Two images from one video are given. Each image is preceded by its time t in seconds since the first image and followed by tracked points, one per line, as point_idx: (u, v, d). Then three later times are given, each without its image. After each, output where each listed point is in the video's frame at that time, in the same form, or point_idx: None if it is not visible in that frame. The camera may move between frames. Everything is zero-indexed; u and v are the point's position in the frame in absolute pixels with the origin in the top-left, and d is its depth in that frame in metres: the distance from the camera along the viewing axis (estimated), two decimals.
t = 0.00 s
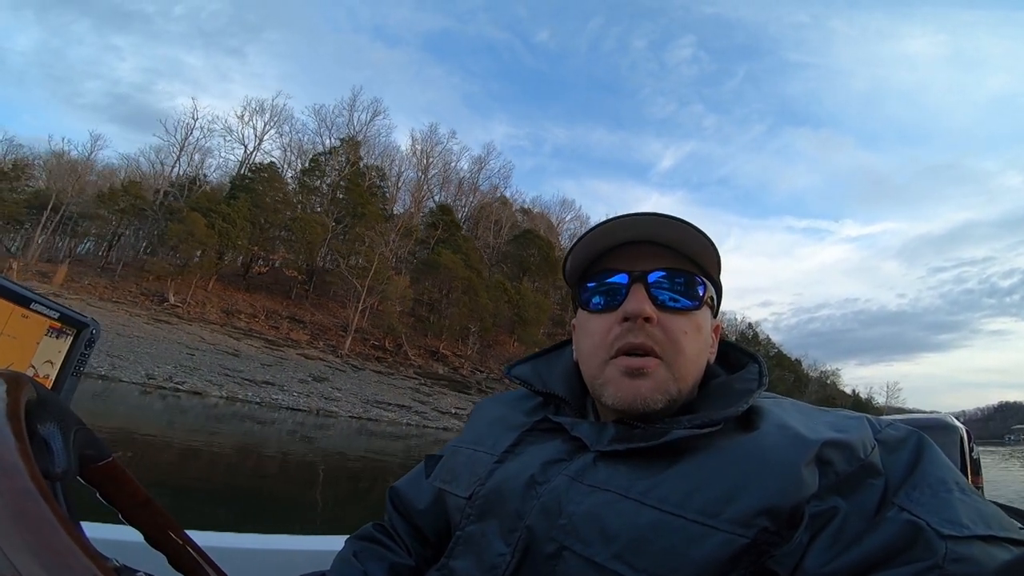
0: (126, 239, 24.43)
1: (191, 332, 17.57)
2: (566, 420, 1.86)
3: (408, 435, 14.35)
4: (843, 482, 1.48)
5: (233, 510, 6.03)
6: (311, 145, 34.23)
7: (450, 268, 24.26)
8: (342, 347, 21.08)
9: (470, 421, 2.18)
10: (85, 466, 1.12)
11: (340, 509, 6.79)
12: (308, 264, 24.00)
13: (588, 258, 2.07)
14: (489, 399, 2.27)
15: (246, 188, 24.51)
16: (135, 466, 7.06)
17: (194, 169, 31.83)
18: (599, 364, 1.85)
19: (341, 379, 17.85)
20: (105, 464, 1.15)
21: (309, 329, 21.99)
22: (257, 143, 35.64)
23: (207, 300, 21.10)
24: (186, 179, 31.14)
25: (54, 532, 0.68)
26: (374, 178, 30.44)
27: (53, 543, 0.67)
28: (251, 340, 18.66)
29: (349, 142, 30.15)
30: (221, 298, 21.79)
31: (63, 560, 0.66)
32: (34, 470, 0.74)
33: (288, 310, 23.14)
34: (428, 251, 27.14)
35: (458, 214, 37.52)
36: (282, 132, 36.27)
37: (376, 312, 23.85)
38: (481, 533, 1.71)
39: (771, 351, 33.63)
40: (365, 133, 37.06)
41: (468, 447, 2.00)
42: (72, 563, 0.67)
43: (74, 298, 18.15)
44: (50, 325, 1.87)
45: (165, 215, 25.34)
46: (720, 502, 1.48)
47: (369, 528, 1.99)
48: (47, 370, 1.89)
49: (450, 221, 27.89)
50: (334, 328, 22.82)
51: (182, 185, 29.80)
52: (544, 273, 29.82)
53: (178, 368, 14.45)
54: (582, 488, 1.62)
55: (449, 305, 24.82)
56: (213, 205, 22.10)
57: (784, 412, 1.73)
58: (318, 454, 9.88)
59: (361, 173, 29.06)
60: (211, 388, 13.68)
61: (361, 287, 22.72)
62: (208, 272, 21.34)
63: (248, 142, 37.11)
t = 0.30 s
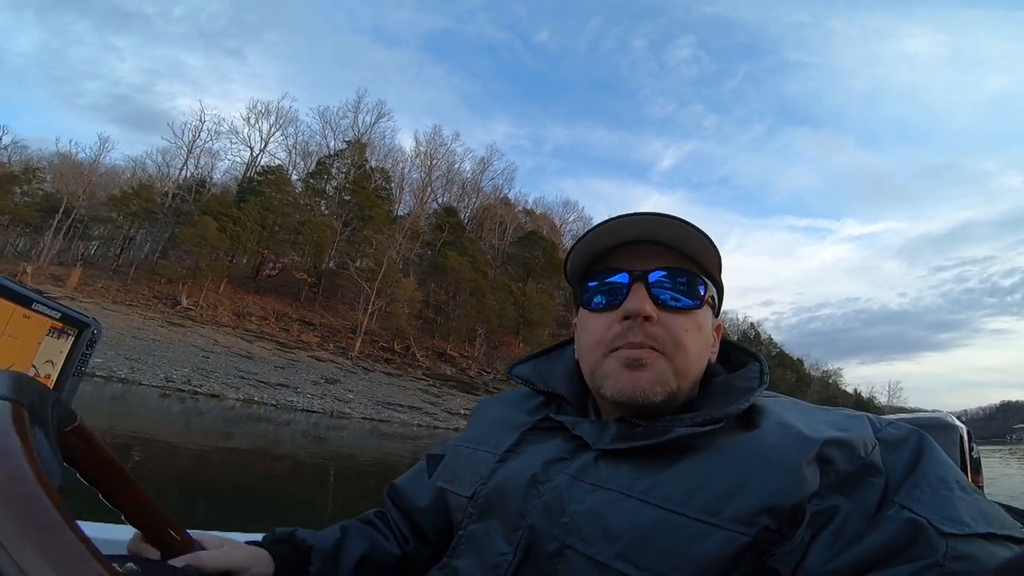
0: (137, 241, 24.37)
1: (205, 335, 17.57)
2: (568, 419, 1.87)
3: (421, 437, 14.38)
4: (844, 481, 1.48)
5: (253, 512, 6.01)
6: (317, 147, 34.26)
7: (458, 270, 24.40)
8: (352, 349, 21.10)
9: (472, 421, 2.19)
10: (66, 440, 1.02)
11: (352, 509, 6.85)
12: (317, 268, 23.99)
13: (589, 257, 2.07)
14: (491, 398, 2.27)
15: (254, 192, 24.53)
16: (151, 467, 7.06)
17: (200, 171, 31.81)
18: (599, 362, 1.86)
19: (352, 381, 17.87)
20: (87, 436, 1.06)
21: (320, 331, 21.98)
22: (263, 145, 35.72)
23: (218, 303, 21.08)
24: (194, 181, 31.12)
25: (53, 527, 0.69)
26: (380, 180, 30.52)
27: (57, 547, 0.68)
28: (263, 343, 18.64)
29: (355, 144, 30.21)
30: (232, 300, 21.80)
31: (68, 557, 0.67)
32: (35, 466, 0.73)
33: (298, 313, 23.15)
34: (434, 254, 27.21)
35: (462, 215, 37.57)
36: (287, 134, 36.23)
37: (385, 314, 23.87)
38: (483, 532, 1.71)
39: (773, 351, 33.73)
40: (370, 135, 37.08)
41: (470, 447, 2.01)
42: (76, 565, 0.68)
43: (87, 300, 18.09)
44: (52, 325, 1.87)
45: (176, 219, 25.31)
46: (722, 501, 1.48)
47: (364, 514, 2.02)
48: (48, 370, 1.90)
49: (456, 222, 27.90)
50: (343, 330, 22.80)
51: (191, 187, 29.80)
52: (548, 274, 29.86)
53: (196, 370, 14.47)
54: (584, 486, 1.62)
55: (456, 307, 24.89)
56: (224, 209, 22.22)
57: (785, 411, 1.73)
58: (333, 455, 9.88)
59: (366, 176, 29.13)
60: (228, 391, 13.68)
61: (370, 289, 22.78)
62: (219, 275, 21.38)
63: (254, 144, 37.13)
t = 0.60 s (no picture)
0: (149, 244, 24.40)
1: (219, 337, 17.61)
2: (567, 418, 1.86)
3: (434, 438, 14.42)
4: (844, 481, 1.48)
5: (273, 514, 6.00)
6: (323, 149, 34.30)
7: (465, 273, 24.53)
8: (362, 350, 21.15)
9: (472, 418, 2.19)
10: (56, 430, 1.05)
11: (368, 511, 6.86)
12: (327, 270, 24.04)
13: (584, 256, 2.08)
14: (490, 398, 2.27)
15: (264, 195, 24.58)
16: (166, 468, 7.07)
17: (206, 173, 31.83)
18: (594, 357, 1.86)
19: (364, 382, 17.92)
20: (75, 430, 1.09)
21: (330, 333, 22.01)
22: (270, 147, 35.83)
23: (230, 305, 21.10)
24: (201, 183, 31.11)
25: (45, 521, 0.69)
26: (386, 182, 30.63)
27: (53, 547, 0.68)
28: (276, 345, 18.66)
29: (362, 146, 30.24)
30: (243, 303, 21.83)
31: (60, 555, 0.68)
32: (31, 462, 0.73)
33: (309, 315, 23.18)
34: (441, 255, 27.31)
35: (467, 216, 37.62)
36: (294, 136, 36.25)
37: (394, 316, 23.92)
38: (483, 532, 1.71)
39: (775, 351, 33.77)
40: (376, 137, 37.11)
41: (470, 446, 2.01)
42: (72, 565, 0.68)
43: (102, 302, 18.09)
44: (51, 324, 1.87)
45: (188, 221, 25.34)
46: (722, 500, 1.48)
47: (364, 511, 2.02)
48: (47, 368, 1.92)
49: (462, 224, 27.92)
50: (352, 332, 22.84)
51: (199, 190, 29.80)
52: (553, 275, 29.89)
53: (213, 372, 14.51)
54: (583, 485, 1.62)
55: (463, 309, 24.98)
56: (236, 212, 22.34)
57: (785, 411, 1.73)
58: (348, 456, 9.90)
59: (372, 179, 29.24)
60: (245, 393, 13.71)
61: (379, 291, 22.85)
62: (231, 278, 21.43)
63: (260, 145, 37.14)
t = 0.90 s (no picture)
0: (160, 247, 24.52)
1: (233, 340, 17.68)
2: (568, 417, 1.86)
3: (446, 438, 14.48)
4: (846, 480, 1.47)
5: (300, 516, 6.09)
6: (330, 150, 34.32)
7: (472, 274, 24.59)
8: (372, 352, 21.23)
9: (472, 419, 2.19)
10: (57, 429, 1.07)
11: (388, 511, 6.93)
12: (336, 273, 24.10)
13: (583, 255, 2.08)
14: (491, 398, 2.27)
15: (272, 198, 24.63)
16: (183, 468, 7.11)
17: (214, 174, 31.84)
18: (593, 358, 1.86)
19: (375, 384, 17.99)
20: (75, 429, 1.10)
21: (340, 335, 22.09)
22: (276, 149, 35.90)
23: (242, 308, 21.16)
24: (208, 185, 31.12)
25: (41, 517, 0.69)
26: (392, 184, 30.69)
27: (55, 545, 0.68)
28: (288, 347, 18.72)
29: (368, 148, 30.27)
30: (255, 305, 21.88)
31: (60, 550, 0.68)
32: (31, 458, 0.74)
33: (318, 317, 23.27)
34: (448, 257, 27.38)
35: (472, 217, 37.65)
36: (300, 138, 36.26)
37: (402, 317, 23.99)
38: (483, 531, 1.71)
39: (778, 350, 33.76)
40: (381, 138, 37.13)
41: (470, 445, 2.01)
42: (71, 563, 0.68)
43: (117, 305, 18.15)
44: (52, 323, 1.87)
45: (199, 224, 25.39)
46: (724, 500, 1.48)
47: (365, 511, 2.02)
48: (48, 368, 1.92)
49: (468, 226, 27.91)
50: (362, 334, 22.92)
51: (206, 191, 29.81)
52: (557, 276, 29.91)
53: (229, 374, 14.56)
54: (584, 486, 1.62)
55: (470, 311, 25.04)
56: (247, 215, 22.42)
57: (787, 410, 1.73)
58: (363, 457, 9.95)
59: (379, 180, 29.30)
60: (260, 395, 13.76)
61: (388, 292, 22.94)
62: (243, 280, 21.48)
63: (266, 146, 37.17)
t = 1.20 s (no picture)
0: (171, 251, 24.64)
1: (246, 343, 17.77)
2: (569, 419, 1.86)
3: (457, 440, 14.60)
4: (847, 481, 1.47)
5: (323, 518, 6.17)
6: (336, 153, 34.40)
7: (479, 276, 24.65)
8: (381, 354, 21.35)
9: (472, 419, 2.19)
10: (58, 432, 1.07)
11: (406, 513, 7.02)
12: (345, 275, 24.16)
13: (584, 255, 2.08)
14: (491, 398, 2.27)
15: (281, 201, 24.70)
16: (201, 469, 7.19)
17: (221, 176, 31.90)
18: (594, 361, 1.86)
19: (386, 386, 18.09)
20: (77, 432, 1.10)
21: (349, 337, 22.19)
22: (282, 151, 35.98)
23: (254, 311, 21.24)
24: (215, 187, 31.19)
25: (39, 515, 0.68)
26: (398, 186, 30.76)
27: (53, 544, 0.67)
28: (300, 349, 18.79)
29: (374, 150, 30.35)
30: (266, 308, 21.94)
31: (57, 548, 0.68)
32: (31, 459, 0.74)
33: (328, 319, 23.34)
34: (454, 259, 27.45)
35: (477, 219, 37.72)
36: (306, 140, 36.31)
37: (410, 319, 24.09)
38: (484, 532, 1.71)
39: (780, 350, 33.81)
40: (386, 141, 37.18)
41: (470, 446, 2.01)
42: (71, 562, 0.67)
43: (131, 309, 18.22)
44: (53, 324, 1.87)
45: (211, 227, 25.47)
46: (725, 500, 1.47)
47: (366, 512, 2.02)
48: (48, 369, 1.93)
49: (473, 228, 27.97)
50: (371, 336, 23.01)
51: (214, 194, 29.88)
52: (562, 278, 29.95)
53: (246, 377, 14.61)
54: (584, 487, 1.62)
55: (476, 313, 25.09)
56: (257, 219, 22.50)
57: (788, 411, 1.72)
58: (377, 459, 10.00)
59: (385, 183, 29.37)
60: (276, 397, 13.84)
61: (396, 295, 23.05)
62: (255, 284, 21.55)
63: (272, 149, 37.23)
